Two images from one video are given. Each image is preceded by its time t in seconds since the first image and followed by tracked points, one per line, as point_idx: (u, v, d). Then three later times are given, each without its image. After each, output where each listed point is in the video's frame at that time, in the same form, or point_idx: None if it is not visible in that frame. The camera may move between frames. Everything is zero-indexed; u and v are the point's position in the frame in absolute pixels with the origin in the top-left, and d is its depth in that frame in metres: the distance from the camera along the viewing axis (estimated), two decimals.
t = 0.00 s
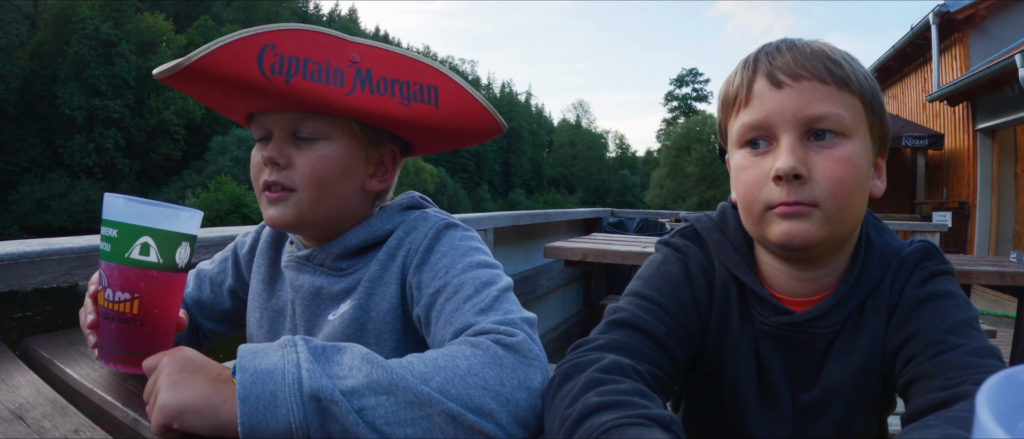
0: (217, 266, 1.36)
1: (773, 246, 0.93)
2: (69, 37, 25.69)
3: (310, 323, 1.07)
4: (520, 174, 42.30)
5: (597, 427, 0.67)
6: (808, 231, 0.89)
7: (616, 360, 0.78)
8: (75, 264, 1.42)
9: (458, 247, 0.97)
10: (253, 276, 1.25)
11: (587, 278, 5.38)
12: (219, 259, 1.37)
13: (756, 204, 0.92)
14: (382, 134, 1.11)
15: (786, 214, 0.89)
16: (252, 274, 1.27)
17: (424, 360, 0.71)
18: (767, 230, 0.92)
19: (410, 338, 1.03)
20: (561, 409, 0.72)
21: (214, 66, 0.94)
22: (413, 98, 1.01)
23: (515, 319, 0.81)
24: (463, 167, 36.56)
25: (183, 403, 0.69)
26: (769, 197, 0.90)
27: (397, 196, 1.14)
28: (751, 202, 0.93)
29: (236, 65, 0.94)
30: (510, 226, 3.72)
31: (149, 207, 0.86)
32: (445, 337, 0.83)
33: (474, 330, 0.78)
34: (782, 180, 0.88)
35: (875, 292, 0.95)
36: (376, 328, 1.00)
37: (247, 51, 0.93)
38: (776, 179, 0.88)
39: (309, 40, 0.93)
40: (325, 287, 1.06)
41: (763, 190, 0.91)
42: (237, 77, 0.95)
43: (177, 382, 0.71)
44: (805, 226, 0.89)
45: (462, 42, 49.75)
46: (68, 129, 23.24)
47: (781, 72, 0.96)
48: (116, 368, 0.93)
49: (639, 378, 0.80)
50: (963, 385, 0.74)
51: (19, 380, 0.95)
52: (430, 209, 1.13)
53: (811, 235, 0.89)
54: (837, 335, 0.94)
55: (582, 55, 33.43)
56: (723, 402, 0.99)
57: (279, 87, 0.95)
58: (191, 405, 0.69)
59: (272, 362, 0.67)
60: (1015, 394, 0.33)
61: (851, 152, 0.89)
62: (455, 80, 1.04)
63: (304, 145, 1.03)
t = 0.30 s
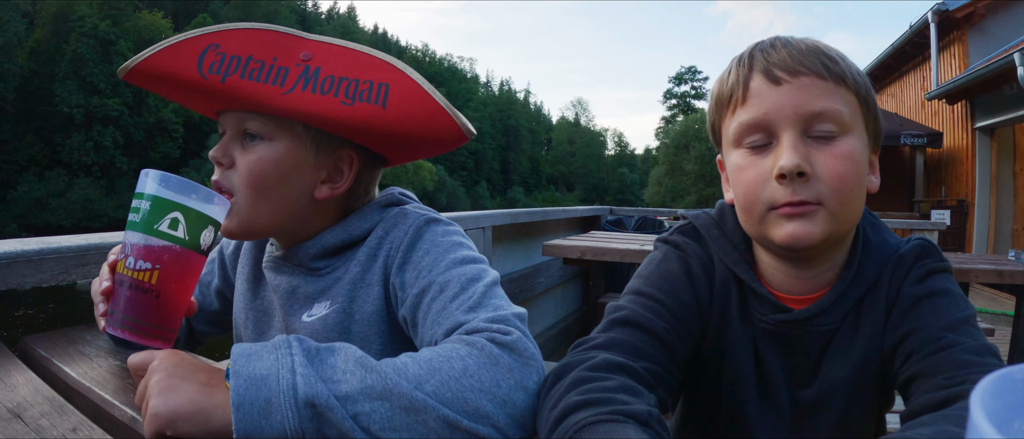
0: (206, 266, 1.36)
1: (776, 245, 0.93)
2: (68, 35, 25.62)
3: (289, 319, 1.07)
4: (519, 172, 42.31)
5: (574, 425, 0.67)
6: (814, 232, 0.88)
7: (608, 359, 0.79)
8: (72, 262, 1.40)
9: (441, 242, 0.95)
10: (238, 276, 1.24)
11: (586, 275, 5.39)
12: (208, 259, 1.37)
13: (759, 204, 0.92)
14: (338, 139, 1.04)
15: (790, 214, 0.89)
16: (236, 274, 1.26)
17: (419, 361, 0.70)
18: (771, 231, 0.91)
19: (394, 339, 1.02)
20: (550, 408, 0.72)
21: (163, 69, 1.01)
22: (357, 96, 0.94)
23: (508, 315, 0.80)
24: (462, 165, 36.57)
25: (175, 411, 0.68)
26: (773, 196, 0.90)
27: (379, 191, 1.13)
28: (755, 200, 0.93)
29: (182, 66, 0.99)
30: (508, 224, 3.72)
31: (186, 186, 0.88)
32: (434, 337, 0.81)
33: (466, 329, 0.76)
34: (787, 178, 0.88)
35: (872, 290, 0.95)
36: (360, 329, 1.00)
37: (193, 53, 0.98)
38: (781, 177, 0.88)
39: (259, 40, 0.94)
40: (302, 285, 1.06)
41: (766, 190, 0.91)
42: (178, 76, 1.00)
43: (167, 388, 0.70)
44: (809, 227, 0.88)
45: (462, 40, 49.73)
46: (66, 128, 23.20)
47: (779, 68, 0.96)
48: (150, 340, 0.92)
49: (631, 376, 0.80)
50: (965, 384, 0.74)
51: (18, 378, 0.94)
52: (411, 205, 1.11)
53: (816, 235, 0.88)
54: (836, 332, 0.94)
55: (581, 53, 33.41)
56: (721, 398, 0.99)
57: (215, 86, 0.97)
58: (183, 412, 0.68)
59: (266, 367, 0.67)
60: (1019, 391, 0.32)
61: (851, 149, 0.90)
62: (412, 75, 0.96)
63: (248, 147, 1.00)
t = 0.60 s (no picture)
0: (200, 266, 1.36)
1: (781, 237, 0.92)
2: (67, 36, 25.64)
3: (282, 316, 1.07)
4: (518, 172, 42.30)
5: (559, 426, 0.67)
6: (824, 222, 0.87)
7: (597, 355, 0.79)
8: (67, 260, 1.39)
9: (433, 237, 0.94)
10: (230, 275, 1.24)
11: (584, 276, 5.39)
12: (202, 259, 1.37)
13: (770, 193, 0.91)
14: (317, 138, 1.02)
15: (801, 204, 0.88)
16: (229, 272, 1.26)
17: (410, 359, 0.70)
18: (780, 222, 0.91)
19: (385, 336, 1.01)
20: (536, 408, 0.72)
21: (132, 92, 0.99)
22: (330, 94, 0.90)
23: (501, 311, 0.79)
24: (461, 165, 36.62)
25: (163, 408, 0.68)
26: (785, 185, 0.89)
27: (371, 187, 1.12)
28: (763, 190, 0.92)
29: (148, 88, 0.97)
30: (506, 223, 3.72)
31: (178, 172, 0.87)
32: (426, 333, 0.81)
33: (458, 326, 0.76)
34: (801, 165, 0.87)
35: (869, 286, 0.94)
36: (351, 327, 1.00)
37: (157, 72, 0.95)
38: (795, 164, 0.88)
39: (221, 50, 0.91)
40: (293, 282, 1.06)
41: (777, 178, 0.90)
42: (146, 97, 0.98)
43: (157, 385, 0.70)
44: (820, 217, 0.87)
45: (461, 41, 49.81)
46: (66, 129, 23.24)
47: (788, 56, 0.96)
48: (118, 320, 0.92)
49: (622, 372, 0.80)
50: (959, 382, 0.74)
51: (10, 375, 0.94)
52: (403, 200, 1.10)
53: (826, 226, 0.87)
54: (834, 326, 0.94)
55: (580, 53, 33.43)
56: (717, 394, 1.00)
57: (184, 103, 0.94)
58: (172, 408, 0.68)
59: (255, 364, 0.67)
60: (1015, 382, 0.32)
61: (857, 137, 0.90)
62: (384, 63, 0.90)
63: (228, 159, 0.98)
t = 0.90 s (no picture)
0: (199, 268, 1.35)
1: (773, 235, 0.93)
2: (67, 36, 25.62)
3: (280, 319, 1.08)
4: (518, 173, 42.31)
5: (556, 429, 0.67)
6: (813, 220, 0.88)
7: (594, 356, 0.79)
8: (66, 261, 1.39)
9: (429, 238, 0.94)
10: (227, 277, 1.24)
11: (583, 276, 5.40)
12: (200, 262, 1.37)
13: (759, 190, 0.91)
14: (305, 144, 1.01)
15: (788, 202, 0.89)
16: (225, 275, 1.26)
17: (406, 363, 0.70)
18: (768, 220, 0.91)
19: (382, 335, 1.01)
20: (533, 413, 0.71)
21: (110, 124, 0.99)
22: (309, 99, 0.89)
23: (499, 312, 0.79)
24: (461, 166, 36.64)
25: (161, 410, 0.68)
26: (773, 183, 0.89)
27: (366, 188, 1.11)
28: (752, 188, 0.93)
29: (130, 113, 0.97)
30: (505, 224, 3.72)
31: (174, 174, 0.87)
32: (422, 336, 0.81)
33: (456, 328, 0.76)
34: (787, 161, 0.88)
35: (865, 282, 0.95)
36: (347, 328, 1.00)
37: (135, 97, 0.95)
38: (782, 160, 0.88)
39: (196, 65, 0.90)
40: (291, 285, 1.07)
41: (766, 175, 0.90)
42: (127, 124, 0.98)
43: (153, 387, 0.71)
44: (809, 216, 0.88)
45: (461, 41, 49.82)
46: (66, 129, 23.23)
47: (773, 56, 0.96)
48: (95, 310, 0.92)
49: (619, 373, 0.80)
50: (956, 382, 0.74)
51: (9, 376, 0.94)
52: (398, 201, 1.10)
53: (815, 223, 0.88)
54: (831, 321, 0.93)
55: (580, 53, 33.43)
56: (713, 394, 1.00)
57: (166, 124, 0.94)
58: (168, 412, 0.68)
59: (251, 366, 0.67)
60: (1011, 384, 0.32)
61: (847, 133, 0.90)
62: (360, 61, 0.88)
63: (218, 174, 0.99)
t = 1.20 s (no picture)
0: (200, 267, 1.35)
1: (760, 231, 0.93)
2: (66, 38, 25.62)
3: (282, 320, 1.08)
4: (518, 174, 42.32)
5: (561, 428, 0.67)
6: (795, 214, 0.88)
7: (596, 354, 0.79)
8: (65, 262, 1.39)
9: (428, 239, 0.94)
10: (229, 277, 1.24)
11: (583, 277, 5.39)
12: (200, 261, 1.36)
13: (742, 185, 0.92)
14: (303, 146, 1.01)
15: (770, 198, 0.89)
16: (225, 277, 1.25)
17: (407, 361, 0.70)
18: (753, 215, 0.92)
19: (383, 336, 1.02)
20: (534, 412, 0.72)
21: (106, 130, 0.99)
22: (305, 102, 0.89)
23: (499, 312, 0.79)
24: (461, 167, 36.66)
25: (161, 410, 0.68)
26: (751, 177, 0.90)
27: (367, 188, 1.11)
28: (736, 183, 0.93)
29: (125, 118, 0.97)
30: (505, 225, 3.72)
31: (173, 173, 0.86)
32: (422, 335, 0.82)
33: (456, 327, 0.76)
34: (763, 155, 0.89)
35: (869, 277, 0.95)
36: (347, 328, 1.00)
37: (129, 105, 0.95)
38: (757, 155, 0.89)
39: (191, 70, 0.90)
40: (291, 287, 1.07)
41: (746, 171, 0.91)
42: (122, 132, 0.98)
43: (153, 387, 0.70)
44: (790, 209, 0.88)
45: (461, 43, 49.83)
46: (65, 130, 23.24)
47: (750, 54, 0.98)
48: (85, 307, 0.92)
49: (621, 372, 0.80)
50: (960, 378, 0.75)
51: (9, 376, 0.94)
52: (397, 203, 1.10)
53: (798, 216, 0.88)
54: (834, 315, 0.93)
55: (580, 54, 33.39)
56: (716, 392, 1.00)
57: (162, 132, 0.94)
58: (169, 411, 0.68)
59: (253, 366, 0.67)
60: (1015, 379, 0.31)
61: (828, 124, 0.91)
62: (356, 63, 0.88)
63: (215, 178, 0.99)
